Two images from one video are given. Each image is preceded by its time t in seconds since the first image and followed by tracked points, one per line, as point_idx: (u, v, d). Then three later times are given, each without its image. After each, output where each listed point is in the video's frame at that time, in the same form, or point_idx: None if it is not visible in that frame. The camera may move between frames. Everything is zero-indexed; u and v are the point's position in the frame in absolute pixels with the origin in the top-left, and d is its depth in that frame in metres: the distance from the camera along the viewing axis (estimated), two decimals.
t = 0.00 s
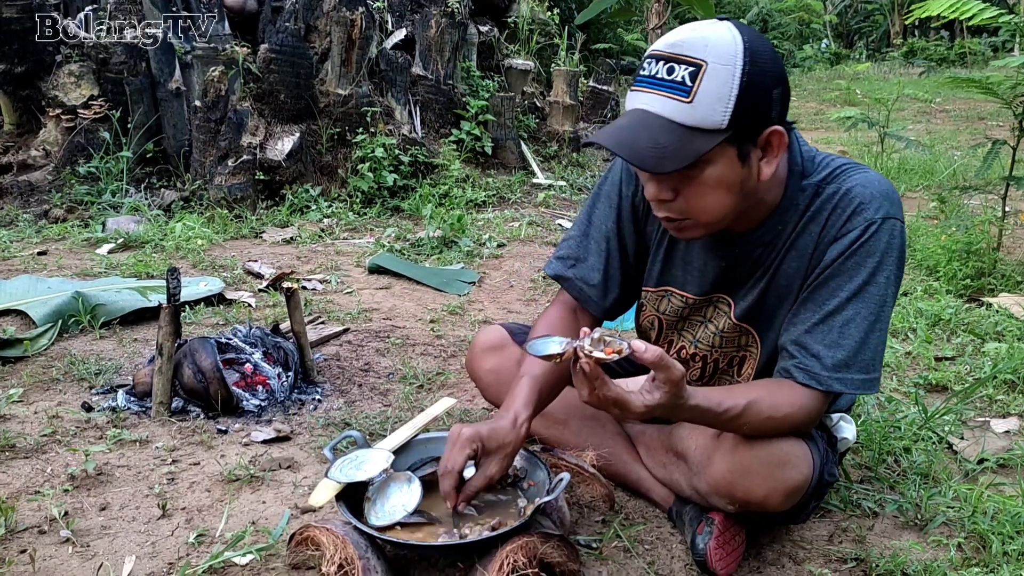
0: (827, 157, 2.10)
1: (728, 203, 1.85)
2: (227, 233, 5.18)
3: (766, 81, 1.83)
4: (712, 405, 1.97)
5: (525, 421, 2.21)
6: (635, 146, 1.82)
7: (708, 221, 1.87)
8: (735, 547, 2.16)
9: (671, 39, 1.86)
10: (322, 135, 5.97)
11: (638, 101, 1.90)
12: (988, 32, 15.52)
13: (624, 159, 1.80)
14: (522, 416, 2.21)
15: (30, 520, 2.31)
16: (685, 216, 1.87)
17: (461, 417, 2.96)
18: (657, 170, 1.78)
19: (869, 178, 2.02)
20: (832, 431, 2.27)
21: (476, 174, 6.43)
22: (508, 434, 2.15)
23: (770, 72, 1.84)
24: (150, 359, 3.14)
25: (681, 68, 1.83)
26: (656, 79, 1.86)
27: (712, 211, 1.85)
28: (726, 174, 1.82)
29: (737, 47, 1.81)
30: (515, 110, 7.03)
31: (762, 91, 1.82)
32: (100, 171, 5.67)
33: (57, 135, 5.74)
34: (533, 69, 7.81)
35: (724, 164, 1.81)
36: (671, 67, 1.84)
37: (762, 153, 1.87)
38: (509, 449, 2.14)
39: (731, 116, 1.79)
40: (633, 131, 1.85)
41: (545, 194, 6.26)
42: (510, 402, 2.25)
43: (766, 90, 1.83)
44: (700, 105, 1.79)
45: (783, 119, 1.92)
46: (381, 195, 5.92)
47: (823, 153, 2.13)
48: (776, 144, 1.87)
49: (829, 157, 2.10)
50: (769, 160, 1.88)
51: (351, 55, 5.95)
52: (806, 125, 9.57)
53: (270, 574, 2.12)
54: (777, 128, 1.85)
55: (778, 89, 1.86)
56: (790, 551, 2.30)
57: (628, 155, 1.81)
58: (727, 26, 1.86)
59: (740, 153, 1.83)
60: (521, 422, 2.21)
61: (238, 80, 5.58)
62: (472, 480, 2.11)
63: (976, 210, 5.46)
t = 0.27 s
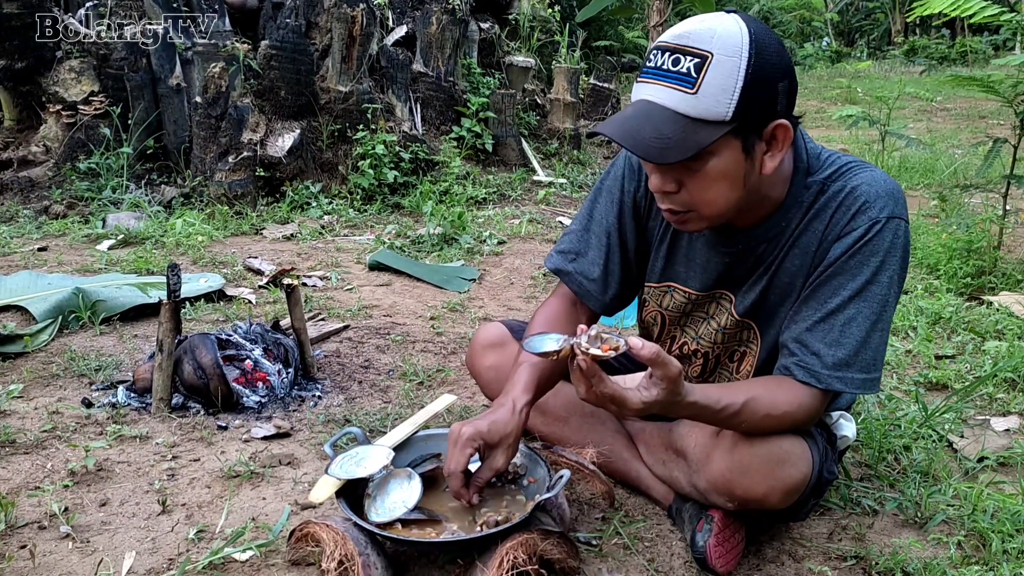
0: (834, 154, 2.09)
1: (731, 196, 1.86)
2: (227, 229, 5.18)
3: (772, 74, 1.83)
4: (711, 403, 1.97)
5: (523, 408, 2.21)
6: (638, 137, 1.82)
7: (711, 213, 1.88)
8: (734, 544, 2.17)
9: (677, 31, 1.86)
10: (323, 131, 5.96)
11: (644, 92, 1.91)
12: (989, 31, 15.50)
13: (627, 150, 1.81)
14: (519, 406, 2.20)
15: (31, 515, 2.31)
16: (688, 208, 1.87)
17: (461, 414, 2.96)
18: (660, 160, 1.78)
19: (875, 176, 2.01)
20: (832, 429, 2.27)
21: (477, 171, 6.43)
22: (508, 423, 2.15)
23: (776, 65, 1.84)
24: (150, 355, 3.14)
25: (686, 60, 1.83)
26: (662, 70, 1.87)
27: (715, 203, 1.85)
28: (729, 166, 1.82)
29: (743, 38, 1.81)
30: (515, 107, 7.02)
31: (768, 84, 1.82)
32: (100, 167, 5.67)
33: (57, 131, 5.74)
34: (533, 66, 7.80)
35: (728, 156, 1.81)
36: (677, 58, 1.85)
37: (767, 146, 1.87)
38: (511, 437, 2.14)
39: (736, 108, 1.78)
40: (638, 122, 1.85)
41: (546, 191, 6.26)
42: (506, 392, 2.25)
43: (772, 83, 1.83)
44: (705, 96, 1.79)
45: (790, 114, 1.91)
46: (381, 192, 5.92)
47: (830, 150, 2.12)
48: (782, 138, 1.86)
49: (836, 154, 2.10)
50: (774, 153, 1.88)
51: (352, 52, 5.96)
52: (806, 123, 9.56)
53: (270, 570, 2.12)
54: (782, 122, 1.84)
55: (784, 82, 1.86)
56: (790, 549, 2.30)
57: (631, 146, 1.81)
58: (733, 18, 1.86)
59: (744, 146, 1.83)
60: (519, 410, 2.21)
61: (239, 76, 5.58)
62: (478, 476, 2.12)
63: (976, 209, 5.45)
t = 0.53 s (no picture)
0: (837, 153, 2.09)
1: (733, 190, 1.85)
2: (227, 228, 5.18)
3: (772, 68, 1.83)
4: (711, 401, 1.97)
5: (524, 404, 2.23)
6: (639, 131, 1.82)
7: (714, 208, 1.86)
8: (734, 543, 2.17)
9: (679, 25, 1.87)
10: (323, 130, 5.96)
11: (645, 87, 1.91)
12: (990, 30, 15.49)
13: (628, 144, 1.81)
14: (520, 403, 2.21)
15: (30, 513, 2.31)
16: (690, 203, 1.87)
17: (461, 413, 2.96)
18: (660, 154, 1.78)
19: (877, 175, 2.01)
20: (831, 428, 2.27)
21: (477, 170, 6.43)
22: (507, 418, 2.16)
23: (777, 59, 1.84)
24: (150, 353, 3.14)
25: (687, 54, 1.83)
26: (662, 64, 1.87)
27: (717, 197, 1.85)
28: (730, 161, 1.81)
29: (744, 32, 1.81)
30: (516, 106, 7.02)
31: (769, 77, 1.82)
32: (100, 165, 5.67)
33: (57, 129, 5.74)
34: (534, 65, 7.80)
35: (729, 150, 1.80)
36: (678, 52, 1.85)
37: (768, 141, 1.86)
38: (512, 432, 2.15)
39: (737, 101, 1.79)
40: (639, 116, 1.86)
41: (546, 190, 6.26)
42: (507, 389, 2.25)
43: (772, 76, 1.83)
44: (705, 90, 1.79)
45: (792, 110, 1.91)
46: (381, 190, 5.92)
47: (833, 149, 2.12)
48: (782, 132, 1.85)
49: (838, 152, 2.09)
50: (775, 148, 1.87)
51: (353, 50, 5.95)
52: (807, 122, 9.55)
53: (270, 568, 2.12)
54: (783, 116, 1.84)
55: (785, 76, 1.86)
56: (790, 548, 2.30)
57: (631, 139, 1.81)
58: (734, 12, 1.86)
59: (746, 141, 1.82)
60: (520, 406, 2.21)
61: (239, 74, 5.58)
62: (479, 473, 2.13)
63: (977, 208, 5.45)
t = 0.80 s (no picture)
0: (836, 152, 2.08)
1: (732, 188, 1.85)
2: (227, 227, 5.18)
3: (772, 67, 1.83)
4: (707, 401, 1.97)
5: (527, 379, 2.24)
6: (638, 128, 1.83)
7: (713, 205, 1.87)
8: (733, 543, 2.17)
9: (679, 23, 1.87)
10: (323, 129, 5.95)
11: (645, 84, 1.91)
12: (990, 29, 15.48)
13: (627, 141, 1.81)
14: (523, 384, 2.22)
15: (30, 513, 2.31)
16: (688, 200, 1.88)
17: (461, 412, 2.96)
18: (660, 151, 1.79)
19: (875, 175, 2.00)
20: (830, 428, 2.27)
21: (477, 169, 6.43)
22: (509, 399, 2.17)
23: (777, 59, 1.84)
24: (150, 352, 3.14)
25: (687, 52, 1.83)
26: (663, 62, 1.88)
27: (716, 195, 1.85)
28: (729, 159, 1.81)
29: (744, 31, 1.82)
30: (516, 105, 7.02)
31: (768, 76, 1.82)
32: (100, 164, 5.67)
33: (57, 128, 5.75)
34: (534, 64, 7.80)
35: (728, 148, 1.81)
36: (678, 50, 1.85)
37: (767, 140, 1.86)
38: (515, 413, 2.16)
39: (736, 100, 1.79)
40: (639, 112, 1.86)
41: (546, 190, 6.26)
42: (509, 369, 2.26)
43: (772, 76, 1.83)
44: (705, 88, 1.80)
45: (791, 109, 1.91)
46: (381, 189, 5.92)
47: (832, 148, 2.11)
48: (782, 132, 1.85)
49: (837, 151, 2.09)
50: (774, 147, 1.87)
51: (353, 50, 5.95)
52: (807, 122, 9.54)
53: (269, 567, 2.12)
54: (782, 115, 1.84)
55: (785, 75, 1.86)
56: (789, 547, 2.30)
57: (629, 136, 1.82)
58: (734, 11, 1.86)
59: (745, 139, 1.82)
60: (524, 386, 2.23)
61: (239, 74, 5.59)
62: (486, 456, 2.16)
63: (977, 207, 5.45)
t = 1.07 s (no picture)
0: (831, 149, 2.08)
1: (725, 183, 1.86)
2: (227, 226, 5.18)
3: (769, 64, 1.83)
4: (704, 399, 1.97)
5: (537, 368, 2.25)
6: (633, 119, 1.84)
7: (706, 200, 1.88)
8: (730, 542, 2.17)
9: (679, 16, 1.87)
10: (322, 128, 5.95)
11: (643, 77, 1.92)
12: (990, 28, 15.49)
13: (622, 132, 1.82)
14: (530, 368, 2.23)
15: (28, 511, 2.31)
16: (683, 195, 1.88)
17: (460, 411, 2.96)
18: (654, 143, 1.80)
19: (871, 172, 2.00)
20: (829, 427, 2.27)
21: (477, 168, 6.42)
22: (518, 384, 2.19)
23: (775, 54, 1.84)
24: (149, 351, 3.14)
25: (685, 45, 1.84)
26: (661, 55, 1.88)
27: (709, 190, 1.86)
28: (723, 152, 1.82)
29: (743, 26, 1.81)
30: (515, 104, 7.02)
31: (765, 72, 1.82)
32: (99, 163, 5.67)
33: (57, 127, 5.74)
34: (534, 63, 7.80)
35: (723, 143, 1.81)
36: (676, 43, 1.86)
37: (762, 137, 1.86)
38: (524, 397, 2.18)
39: (732, 95, 1.79)
40: (635, 104, 1.87)
41: (545, 189, 6.25)
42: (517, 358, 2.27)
43: (770, 72, 1.83)
44: (701, 82, 1.80)
45: (787, 106, 1.91)
46: (381, 188, 5.92)
47: (829, 145, 2.11)
48: (777, 128, 1.86)
49: (833, 149, 2.09)
50: (769, 144, 1.87)
51: (352, 48, 5.93)
52: (807, 121, 9.54)
53: (267, 566, 2.12)
54: (778, 112, 1.84)
55: (782, 73, 1.86)
56: (788, 546, 2.30)
57: (624, 127, 1.83)
58: (735, 6, 1.86)
59: (740, 134, 1.83)
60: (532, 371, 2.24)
61: (238, 73, 5.61)
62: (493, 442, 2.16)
63: (977, 206, 5.45)
